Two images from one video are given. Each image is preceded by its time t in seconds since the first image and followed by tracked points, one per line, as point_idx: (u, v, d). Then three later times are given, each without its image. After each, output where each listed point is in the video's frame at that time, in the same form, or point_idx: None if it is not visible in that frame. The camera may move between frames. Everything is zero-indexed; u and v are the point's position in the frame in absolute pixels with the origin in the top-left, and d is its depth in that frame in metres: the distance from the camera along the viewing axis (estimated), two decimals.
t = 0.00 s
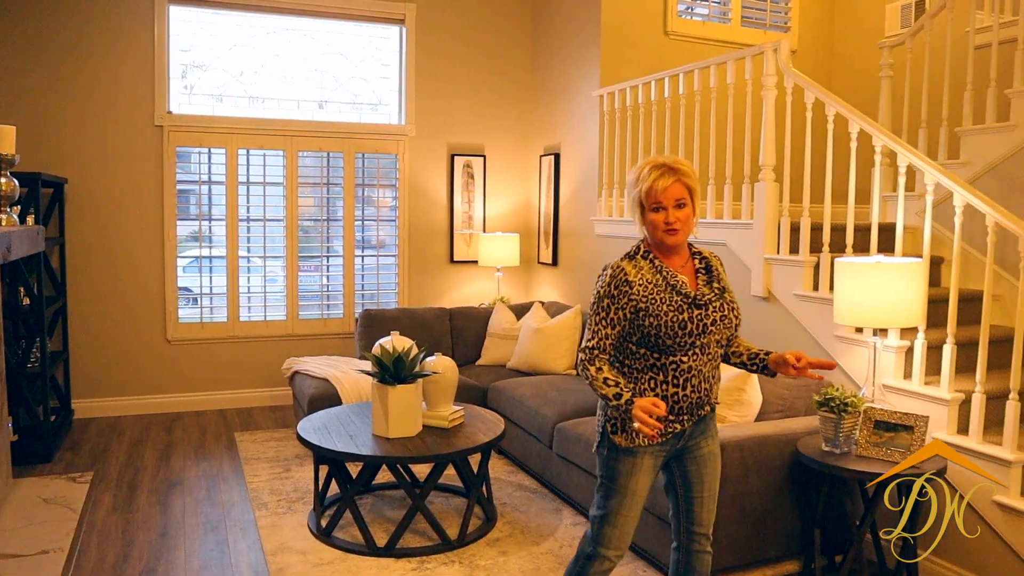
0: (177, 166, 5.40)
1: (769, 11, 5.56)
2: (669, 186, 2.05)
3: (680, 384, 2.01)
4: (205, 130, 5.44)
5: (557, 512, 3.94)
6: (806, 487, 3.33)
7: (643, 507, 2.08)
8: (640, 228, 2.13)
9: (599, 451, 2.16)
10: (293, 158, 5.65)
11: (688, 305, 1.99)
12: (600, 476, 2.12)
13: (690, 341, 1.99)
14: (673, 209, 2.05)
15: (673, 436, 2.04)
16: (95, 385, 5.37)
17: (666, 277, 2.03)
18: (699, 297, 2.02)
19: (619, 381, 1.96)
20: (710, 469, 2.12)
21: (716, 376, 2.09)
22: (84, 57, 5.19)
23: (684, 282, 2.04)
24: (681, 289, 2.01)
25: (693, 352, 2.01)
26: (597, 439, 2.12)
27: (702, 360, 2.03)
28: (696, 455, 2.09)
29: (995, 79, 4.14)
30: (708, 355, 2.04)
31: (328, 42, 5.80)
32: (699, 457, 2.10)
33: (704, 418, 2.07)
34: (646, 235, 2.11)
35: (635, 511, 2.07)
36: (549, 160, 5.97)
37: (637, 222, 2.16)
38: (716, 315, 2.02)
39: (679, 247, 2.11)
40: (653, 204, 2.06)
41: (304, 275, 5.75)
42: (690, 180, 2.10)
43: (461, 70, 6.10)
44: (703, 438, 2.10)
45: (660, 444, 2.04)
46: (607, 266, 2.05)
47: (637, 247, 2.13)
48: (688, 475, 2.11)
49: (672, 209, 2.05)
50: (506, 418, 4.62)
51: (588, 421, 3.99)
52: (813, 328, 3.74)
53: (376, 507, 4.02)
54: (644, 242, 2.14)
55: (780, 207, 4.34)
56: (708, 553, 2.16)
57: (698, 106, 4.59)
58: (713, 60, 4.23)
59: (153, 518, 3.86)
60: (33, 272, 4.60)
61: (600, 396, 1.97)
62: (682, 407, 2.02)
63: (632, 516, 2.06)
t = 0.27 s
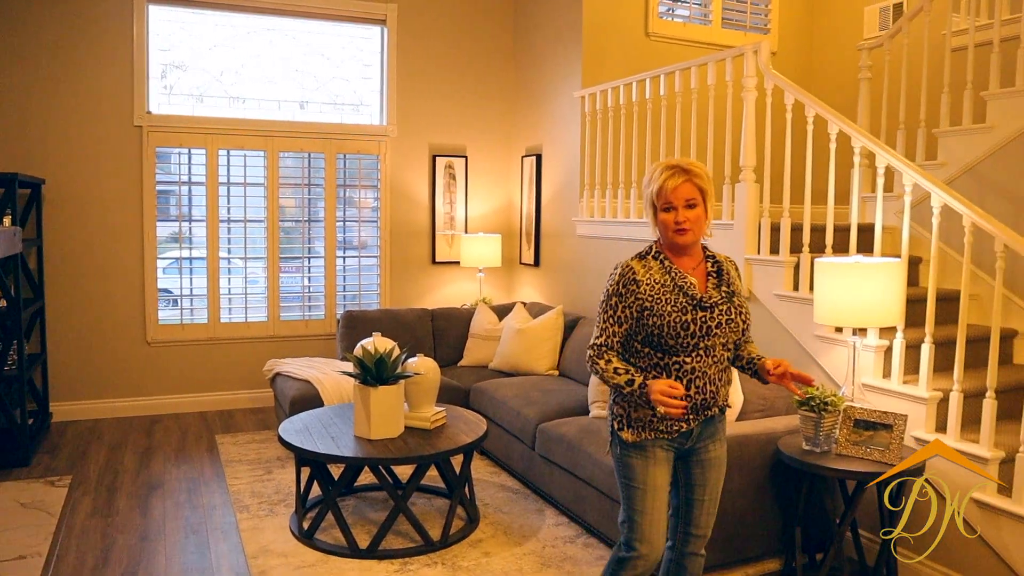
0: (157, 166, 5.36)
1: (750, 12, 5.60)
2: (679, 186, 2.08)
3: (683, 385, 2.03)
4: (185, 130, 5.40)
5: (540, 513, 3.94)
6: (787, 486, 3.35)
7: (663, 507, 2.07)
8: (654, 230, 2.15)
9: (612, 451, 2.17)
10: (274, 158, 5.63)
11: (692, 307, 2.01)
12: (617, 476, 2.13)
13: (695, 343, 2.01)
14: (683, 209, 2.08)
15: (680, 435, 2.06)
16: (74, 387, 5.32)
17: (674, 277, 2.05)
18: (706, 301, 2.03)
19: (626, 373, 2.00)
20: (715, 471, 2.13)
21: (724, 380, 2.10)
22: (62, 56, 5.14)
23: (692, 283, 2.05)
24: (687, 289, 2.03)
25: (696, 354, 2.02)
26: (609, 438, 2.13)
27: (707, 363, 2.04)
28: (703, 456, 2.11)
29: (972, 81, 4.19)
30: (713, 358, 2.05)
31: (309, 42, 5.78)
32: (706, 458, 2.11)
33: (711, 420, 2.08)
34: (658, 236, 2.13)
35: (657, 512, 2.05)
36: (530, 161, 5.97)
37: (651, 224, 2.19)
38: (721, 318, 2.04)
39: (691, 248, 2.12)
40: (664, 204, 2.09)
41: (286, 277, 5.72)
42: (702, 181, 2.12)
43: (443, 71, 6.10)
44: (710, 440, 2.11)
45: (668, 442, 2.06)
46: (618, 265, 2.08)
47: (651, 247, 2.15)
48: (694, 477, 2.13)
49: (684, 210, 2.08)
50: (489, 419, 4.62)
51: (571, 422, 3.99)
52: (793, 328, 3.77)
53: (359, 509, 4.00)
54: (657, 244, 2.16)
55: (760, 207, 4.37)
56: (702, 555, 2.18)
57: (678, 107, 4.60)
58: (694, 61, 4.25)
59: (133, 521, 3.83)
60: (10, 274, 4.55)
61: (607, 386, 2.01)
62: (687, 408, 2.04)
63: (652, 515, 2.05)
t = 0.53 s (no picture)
0: (129, 167, 5.30)
1: (724, 14, 5.64)
2: (672, 186, 2.06)
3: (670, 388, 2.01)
4: (158, 130, 5.35)
5: (517, 514, 3.94)
6: (762, 485, 3.38)
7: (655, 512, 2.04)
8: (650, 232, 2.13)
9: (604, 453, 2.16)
10: (248, 159, 5.59)
11: (680, 310, 2.00)
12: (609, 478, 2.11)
13: (682, 347, 1.99)
14: (677, 209, 2.05)
15: (668, 438, 2.03)
16: (45, 391, 5.25)
17: (666, 279, 2.02)
18: (696, 305, 2.01)
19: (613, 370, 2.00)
20: (706, 476, 2.11)
21: (716, 387, 2.06)
22: (31, 55, 5.07)
23: (685, 286, 2.02)
24: (678, 291, 2.01)
25: (684, 359, 2.00)
26: (600, 439, 2.12)
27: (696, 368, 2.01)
28: (693, 461, 2.08)
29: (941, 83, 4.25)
30: (703, 364, 2.02)
31: (284, 42, 5.75)
32: (697, 463, 2.09)
33: (700, 425, 2.05)
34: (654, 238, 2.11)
35: (651, 515, 2.03)
36: (506, 162, 5.98)
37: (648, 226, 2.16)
38: (710, 325, 2.01)
39: (688, 250, 2.09)
40: (658, 204, 2.07)
41: (260, 279, 5.68)
42: (697, 181, 2.09)
43: (419, 72, 6.09)
44: (701, 445, 2.08)
45: (656, 445, 2.03)
46: (612, 265, 2.09)
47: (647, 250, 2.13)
48: (683, 482, 2.10)
49: (678, 210, 2.05)
50: (466, 420, 4.62)
51: (547, 423, 4.00)
52: (766, 328, 3.81)
53: (335, 512, 3.98)
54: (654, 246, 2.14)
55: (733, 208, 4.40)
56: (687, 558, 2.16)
57: (651, 108, 4.63)
58: (669, 63, 4.26)
59: (105, 526, 3.78)
60: None
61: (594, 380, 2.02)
62: (675, 411, 2.01)
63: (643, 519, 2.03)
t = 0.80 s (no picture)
0: (112, 168, 5.27)
1: (707, 16, 5.67)
2: (665, 190, 2.04)
3: (674, 398, 1.99)
4: (141, 131, 5.32)
5: (503, 515, 3.94)
6: (747, 484, 3.39)
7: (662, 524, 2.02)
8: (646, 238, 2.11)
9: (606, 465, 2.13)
10: (233, 160, 5.56)
11: (680, 318, 1.99)
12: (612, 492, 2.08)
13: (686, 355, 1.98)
14: (672, 213, 2.04)
15: (673, 450, 2.01)
16: (27, 394, 5.21)
17: (664, 286, 2.01)
18: (696, 313, 2.01)
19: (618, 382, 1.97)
20: (708, 486, 2.11)
21: (718, 394, 2.05)
22: (12, 55, 5.03)
23: (683, 293, 2.01)
24: (677, 298, 2.00)
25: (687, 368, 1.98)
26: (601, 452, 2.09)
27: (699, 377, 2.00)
28: (697, 471, 2.07)
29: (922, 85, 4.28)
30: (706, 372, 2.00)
31: (268, 43, 5.73)
32: (700, 474, 2.08)
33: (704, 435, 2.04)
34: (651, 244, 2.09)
35: (656, 528, 2.00)
36: (492, 163, 5.98)
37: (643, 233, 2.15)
38: (709, 331, 2.01)
39: (685, 255, 2.07)
40: (652, 209, 2.05)
41: (245, 280, 5.66)
42: (691, 183, 2.08)
43: (404, 72, 6.09)
44: (705, 456, 2.07)
45: (661, 457, 2.01)
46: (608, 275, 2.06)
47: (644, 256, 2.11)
48: (686, 492, 2.09)
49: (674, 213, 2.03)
50: (451, 421, 4.61)
51: (532, 424, 4.00)
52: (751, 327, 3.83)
53: (320, 514, 3.97)
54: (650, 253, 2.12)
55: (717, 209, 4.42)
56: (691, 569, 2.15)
57: (635, 109, 4.65)
58: (654, 64, 4.27)
59: (89, 530, 3.75)
60: None
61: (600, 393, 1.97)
62: (679, 422, 2.00)
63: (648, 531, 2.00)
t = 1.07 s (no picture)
0: (93, 169, 5.23)
1: (690, 17, 5.70)
2: (651, 187, 1.98)
3: (674, 402, 1.91)
4: (122, 132, 5.28)
5: (488, 516, 3.94)
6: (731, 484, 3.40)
7: (656, 533, 1.94)
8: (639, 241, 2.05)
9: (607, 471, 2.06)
10: (215, 161, 5.53)
11: (679, 317, 1.91)
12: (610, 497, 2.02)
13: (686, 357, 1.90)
14: (662, 210, 1.97)
15: (671, 457, 1.92)
16: (7, 397, 5.16)
17: (661, 286, 1.94)
18: (695, 312, 1.92)
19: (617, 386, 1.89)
20: (716, 500, 1.97)
21: (724, 398, 1.96)
22: None
23: (681, 292, 1.94)
24: (674, 299, 1.92)
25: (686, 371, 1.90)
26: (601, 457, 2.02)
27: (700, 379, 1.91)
28: (701, 482, 1.96)
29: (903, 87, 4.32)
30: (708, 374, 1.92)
31: (251, 43, 5.70)
32: (705, 485, 1.96)
33: (708, 442, 1.94)
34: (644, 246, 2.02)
35: (648, 537, 1.93)
36: (476, 164, 5.98)
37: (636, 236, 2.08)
38: (711, 329, 1.92)
39: (680, 253, 2.01)
40: (641, 208, 1.98)
41: (228, 282, 5.63)
42: (676, 177, 2.01)
43: (388, 73, 6.08)
44: (709, 466, 1.96)
45: (658, 463, 1.92)
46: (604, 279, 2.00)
47: (639, 259, 2.05)
48: (693, 503, 1.98)
49: (661, 211, 1.97)
50: (436, 422, 4.61)
51: (517, 425, 4.00)
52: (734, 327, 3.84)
53: (305, 516, 3.95)
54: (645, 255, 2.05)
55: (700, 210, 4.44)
56: None
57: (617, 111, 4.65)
58: (638, 65, 4.28)
59: (70, 535, 3.72)
60: None
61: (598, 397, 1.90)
62: (679, 426, 1.91)
63: (642, 539, 1.93)
